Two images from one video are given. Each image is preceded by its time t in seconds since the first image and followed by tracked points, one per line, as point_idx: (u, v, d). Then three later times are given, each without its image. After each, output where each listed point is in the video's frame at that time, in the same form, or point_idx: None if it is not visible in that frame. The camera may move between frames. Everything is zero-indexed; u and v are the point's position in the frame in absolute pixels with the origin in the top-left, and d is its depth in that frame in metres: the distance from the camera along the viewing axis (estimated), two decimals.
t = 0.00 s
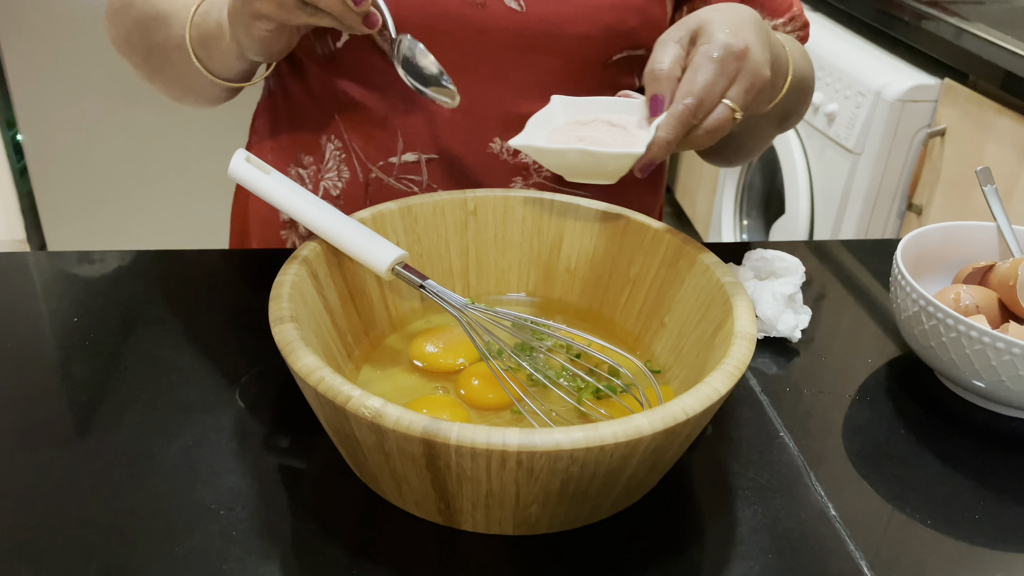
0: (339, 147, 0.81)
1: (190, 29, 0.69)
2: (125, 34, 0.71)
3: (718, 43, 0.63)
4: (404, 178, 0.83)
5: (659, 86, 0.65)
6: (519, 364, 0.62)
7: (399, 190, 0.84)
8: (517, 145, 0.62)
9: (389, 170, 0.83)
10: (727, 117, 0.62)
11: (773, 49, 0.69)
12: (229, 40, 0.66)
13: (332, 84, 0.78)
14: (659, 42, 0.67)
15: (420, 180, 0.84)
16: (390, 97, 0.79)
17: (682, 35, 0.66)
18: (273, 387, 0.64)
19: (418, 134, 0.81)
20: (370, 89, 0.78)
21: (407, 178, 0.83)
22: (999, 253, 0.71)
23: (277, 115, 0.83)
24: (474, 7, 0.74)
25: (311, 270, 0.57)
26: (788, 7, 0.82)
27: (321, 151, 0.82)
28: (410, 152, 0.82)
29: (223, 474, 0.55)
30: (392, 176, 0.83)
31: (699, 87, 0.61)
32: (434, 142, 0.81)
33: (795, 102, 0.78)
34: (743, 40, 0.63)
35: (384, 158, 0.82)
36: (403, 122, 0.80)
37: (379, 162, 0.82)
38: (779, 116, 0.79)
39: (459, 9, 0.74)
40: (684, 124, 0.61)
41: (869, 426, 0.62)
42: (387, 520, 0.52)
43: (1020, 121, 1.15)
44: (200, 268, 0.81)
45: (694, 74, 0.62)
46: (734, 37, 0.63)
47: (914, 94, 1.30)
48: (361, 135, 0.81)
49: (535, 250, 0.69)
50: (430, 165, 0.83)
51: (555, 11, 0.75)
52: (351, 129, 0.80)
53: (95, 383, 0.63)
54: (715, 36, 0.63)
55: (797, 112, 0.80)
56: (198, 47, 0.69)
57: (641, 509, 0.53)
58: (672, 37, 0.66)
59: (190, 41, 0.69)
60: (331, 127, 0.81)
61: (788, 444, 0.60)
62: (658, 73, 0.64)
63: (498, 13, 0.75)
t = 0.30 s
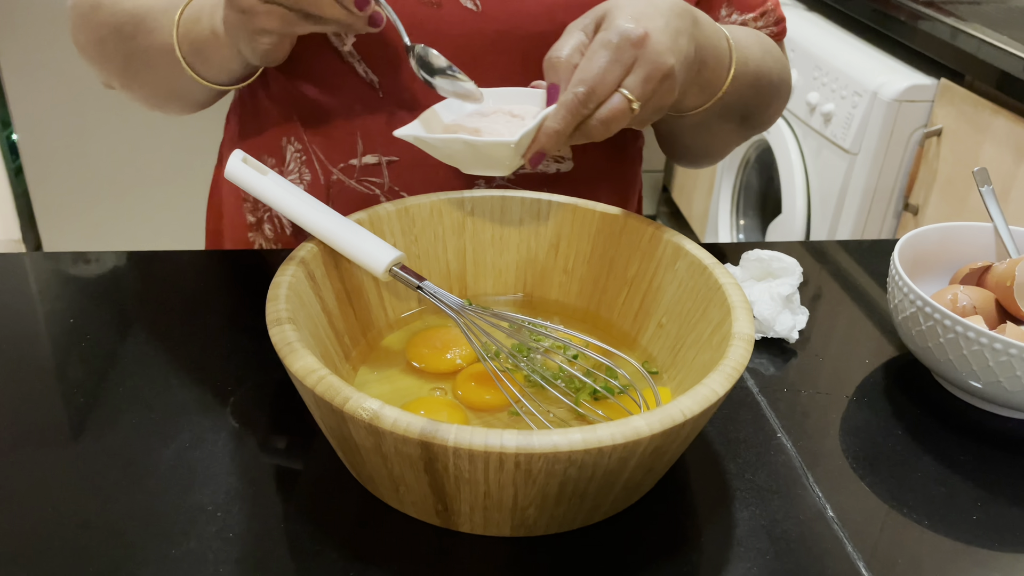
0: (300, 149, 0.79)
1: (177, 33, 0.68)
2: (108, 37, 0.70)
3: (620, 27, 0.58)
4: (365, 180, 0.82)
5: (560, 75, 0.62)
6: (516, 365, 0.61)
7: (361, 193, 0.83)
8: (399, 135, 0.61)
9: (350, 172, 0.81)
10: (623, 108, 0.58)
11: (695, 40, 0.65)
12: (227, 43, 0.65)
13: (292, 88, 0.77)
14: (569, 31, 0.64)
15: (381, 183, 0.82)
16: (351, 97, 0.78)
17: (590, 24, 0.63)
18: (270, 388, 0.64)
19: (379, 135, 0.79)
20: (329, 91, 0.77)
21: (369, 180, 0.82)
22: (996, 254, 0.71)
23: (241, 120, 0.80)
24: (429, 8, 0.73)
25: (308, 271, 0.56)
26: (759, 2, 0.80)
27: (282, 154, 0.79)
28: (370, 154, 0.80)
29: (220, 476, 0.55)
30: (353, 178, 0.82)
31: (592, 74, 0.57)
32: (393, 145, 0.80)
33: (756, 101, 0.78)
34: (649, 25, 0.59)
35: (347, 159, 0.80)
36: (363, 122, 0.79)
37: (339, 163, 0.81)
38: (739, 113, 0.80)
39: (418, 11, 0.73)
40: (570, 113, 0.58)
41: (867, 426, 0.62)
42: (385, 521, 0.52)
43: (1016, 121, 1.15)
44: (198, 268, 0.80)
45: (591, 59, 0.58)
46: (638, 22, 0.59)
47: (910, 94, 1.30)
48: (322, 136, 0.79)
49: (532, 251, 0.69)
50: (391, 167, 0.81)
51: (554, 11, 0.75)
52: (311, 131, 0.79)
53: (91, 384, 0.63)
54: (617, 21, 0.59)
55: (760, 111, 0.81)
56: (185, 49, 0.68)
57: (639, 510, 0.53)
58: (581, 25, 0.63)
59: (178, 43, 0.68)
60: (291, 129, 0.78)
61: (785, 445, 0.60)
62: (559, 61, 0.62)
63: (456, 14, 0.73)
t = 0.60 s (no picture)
0: (280, 158, 0.79)
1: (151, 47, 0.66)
2: (86, 44, 0.69)
3: (581, 38, 0.58)
4: (347, 190, 0.81)
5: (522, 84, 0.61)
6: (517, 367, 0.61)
7: (342, 203, 0.82)
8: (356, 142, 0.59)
9: (331, 182, 0.80)
10: (588, 120, 0.58)
11: (663, 47, 0.65)
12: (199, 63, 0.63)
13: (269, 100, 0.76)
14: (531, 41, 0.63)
15: (363, 193, 0.82)
16: (329, 108, 0.77)
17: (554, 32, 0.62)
18: (270, 390, 0.64)
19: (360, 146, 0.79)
20: (308, 102, 0.76)
21: (351, 190, 0.81)
22: (996, 255, 0.71)
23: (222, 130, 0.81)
24: (406, 15, 0.72)
25: (309, 272, 0.56)
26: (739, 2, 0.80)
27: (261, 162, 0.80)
28: (352, 164, 0.80)
29: (222, 478, 0.55)
30: (335, 188, 0.81)
31: (555, 86, 0.57)
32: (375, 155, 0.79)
33: (734, 104, 0.78)
34: (611, 34, 0.58)
35: (329, 168, 0.80)
36: (344, 132, 0.78)
37: (320, 173, 0.80)
38: (715, 115, 0.79)
39: (393, 18, 0.72)
40: (535, 126, 0.57)
41: (868, 428, 0.62)
42: (385, 524, 0.52)
43: (1016, 122, 1.15)
44: (198, 268, 0.80)
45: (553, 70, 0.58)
46: (598, 31, 0.58)
47: (911, 94, 1.30)
48: (300, 146, 0.79)
49: (533, 253, 0.69)
50: (373, 177, 0.80)
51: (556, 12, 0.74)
52: (290, 141, 0.78)
53: (92, 387, 0.63)
54: (577, 31, 0.59)
55: (739, 111, 0.80)
56: (161, 65, 0.66)
57: (640, 513, 0.53)
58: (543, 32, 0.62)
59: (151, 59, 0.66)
60: (271, 139, 0.79)
61: (786, 448, 0.60)
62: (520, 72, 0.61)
63: (434, 22, 0.73)
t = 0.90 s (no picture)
0: (280, 166, 0.79)
1: (156, 60, 0.64)
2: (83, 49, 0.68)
3: (605, 40, 0.58)
4: (349, 199, 0.81)
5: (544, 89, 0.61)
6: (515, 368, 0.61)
7: (344, 211, 0.82)
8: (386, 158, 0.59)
9: (333, 190, 0.80)
10: (613, 124, 0.58)
11: (682, 48, 0.65)
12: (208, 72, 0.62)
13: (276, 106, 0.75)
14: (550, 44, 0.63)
15: (366, 202, 0.81)
16: (333, 116, 0.76)
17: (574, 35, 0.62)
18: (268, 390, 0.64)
19: (362, 153, 0.79)
20: (313, 110, 0.76)
21: (353, 199, 0.81)
22: (999, 256, 0.71)
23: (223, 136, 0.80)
24: (414, 22, 0.71)
25: (306, 273, 0.56)
26: None
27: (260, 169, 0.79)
28: (355, 172, 0.80)
29: (220, 479, 0.55)
30: (336, 197, 0.81)
31: (580, 91, 0.57)
32: (379, 163, 0.79)
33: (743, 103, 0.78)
34: (633, 36, 0.58)
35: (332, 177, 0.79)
36: (347, 140, 0.78)
37: (322, 182, 0.79)
38: (723, 115, 0.79)
39: (400, 25, 0.71)
40: (560, 132, 0.57)
41: (868, 430, 0.62)
42: (382, 525, 0.51)
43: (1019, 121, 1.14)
44: (197, 268, 0.80)
45: (577, 74, 0.57)
46: (620, 34, 0.58)
47: (913, 94, 1.29)
48: (302, 153, 0.78)
49: (532, 253, 0.69)
50: (376, 186, 0.80)
51: (558, 12, 0.74)
52: (292, 148, 0.78)
53: (90, 387, 0.63)
54: (600, 34, 0.59)
55: (744, 111, 0.80)
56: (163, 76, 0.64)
57: (638, 514, 0.53)
58: (564, 36, 0.62)
59: (155, 74, 0.64)
60: (272, 146, 0.78)
61: (786, 449, 0.59)
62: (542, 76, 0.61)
63: (441, 28, 0.72)
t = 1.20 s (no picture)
0: (287, 168, 0.78)
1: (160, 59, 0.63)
2: (84, 58, 0.67)
3: (631, 48, 0.58)
4: (354, 201, 0.81)
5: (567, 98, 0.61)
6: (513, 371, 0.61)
7: (349, 214, 0.82)
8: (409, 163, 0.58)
9: (339, 193, 0.80)
10: (639, 132, 0.58)
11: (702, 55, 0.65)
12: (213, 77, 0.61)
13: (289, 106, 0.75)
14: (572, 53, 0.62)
15: (371, 204, 0.82)
16: (344, 117, 0.76)
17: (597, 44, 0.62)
18: (267, 392, 0.64)
19: (370, 156, 0.79)
20: (324, 111, 0.76)
21: (358, 202, 0.81)
22: (999, 260, 0.70)
23: (229, 136, 0.79)
24: (426, 27, 0.71)
25: (303, 276, 0.56)
26: (749, 4, 0.80)
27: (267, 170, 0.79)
28: (362, 175, 0.80)
29: (217, 483, 0.54)
30: (342, 199, 0.81)
31: (607, 100, 0.56)
32: (387, 166, 0.79)
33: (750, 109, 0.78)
34: (658, 45, 0.58)
35: (338, 179, 0.80)
36: (355, 143, 0.78)
37: (328, 184, 0.80)
38: (734, 120, 0.78)
39: (411, 29, 0.71)
40: (589, 140, 0.57)
41: (868, 434, 0.61)
42: (379, 529, 0.51)
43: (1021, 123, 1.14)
44: (196, 269, 0.80)
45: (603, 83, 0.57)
46: (645, 43, 0.58)
47: (915, 95, 1.29)
48: (310, 155, 0.78)
49: (530, 256, 0.69)
50: (382, 188, 0.81)
51: (562, 13, 0.74)
52: (300, 150, 0.78)
53: (89, 389, 0.63)
54: (625, 42, 0.58)
55: (753, 116, 0.80)
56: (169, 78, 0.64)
57: (635, 519, 0.53)
58: (587, 45, 0.62)
59: (169, 79, 0.63)
60: (280, 148, 0.78)
61: (785, 453, 0.59)
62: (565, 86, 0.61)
63: (454, 33, 0.72)
